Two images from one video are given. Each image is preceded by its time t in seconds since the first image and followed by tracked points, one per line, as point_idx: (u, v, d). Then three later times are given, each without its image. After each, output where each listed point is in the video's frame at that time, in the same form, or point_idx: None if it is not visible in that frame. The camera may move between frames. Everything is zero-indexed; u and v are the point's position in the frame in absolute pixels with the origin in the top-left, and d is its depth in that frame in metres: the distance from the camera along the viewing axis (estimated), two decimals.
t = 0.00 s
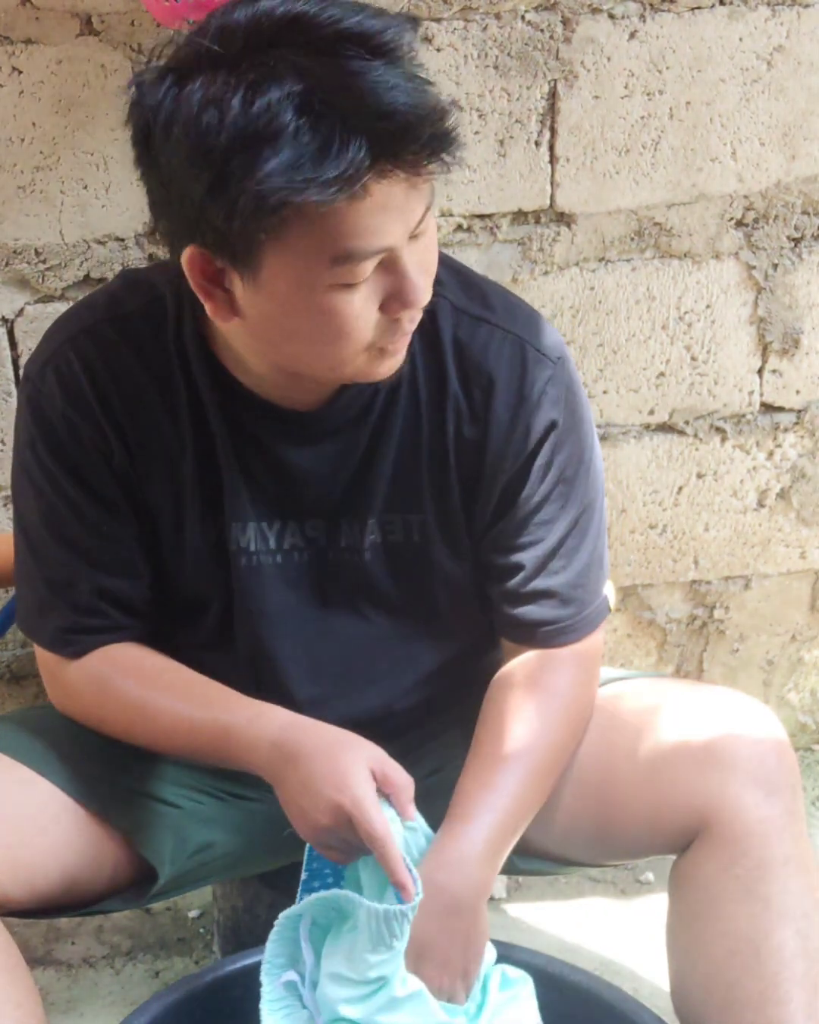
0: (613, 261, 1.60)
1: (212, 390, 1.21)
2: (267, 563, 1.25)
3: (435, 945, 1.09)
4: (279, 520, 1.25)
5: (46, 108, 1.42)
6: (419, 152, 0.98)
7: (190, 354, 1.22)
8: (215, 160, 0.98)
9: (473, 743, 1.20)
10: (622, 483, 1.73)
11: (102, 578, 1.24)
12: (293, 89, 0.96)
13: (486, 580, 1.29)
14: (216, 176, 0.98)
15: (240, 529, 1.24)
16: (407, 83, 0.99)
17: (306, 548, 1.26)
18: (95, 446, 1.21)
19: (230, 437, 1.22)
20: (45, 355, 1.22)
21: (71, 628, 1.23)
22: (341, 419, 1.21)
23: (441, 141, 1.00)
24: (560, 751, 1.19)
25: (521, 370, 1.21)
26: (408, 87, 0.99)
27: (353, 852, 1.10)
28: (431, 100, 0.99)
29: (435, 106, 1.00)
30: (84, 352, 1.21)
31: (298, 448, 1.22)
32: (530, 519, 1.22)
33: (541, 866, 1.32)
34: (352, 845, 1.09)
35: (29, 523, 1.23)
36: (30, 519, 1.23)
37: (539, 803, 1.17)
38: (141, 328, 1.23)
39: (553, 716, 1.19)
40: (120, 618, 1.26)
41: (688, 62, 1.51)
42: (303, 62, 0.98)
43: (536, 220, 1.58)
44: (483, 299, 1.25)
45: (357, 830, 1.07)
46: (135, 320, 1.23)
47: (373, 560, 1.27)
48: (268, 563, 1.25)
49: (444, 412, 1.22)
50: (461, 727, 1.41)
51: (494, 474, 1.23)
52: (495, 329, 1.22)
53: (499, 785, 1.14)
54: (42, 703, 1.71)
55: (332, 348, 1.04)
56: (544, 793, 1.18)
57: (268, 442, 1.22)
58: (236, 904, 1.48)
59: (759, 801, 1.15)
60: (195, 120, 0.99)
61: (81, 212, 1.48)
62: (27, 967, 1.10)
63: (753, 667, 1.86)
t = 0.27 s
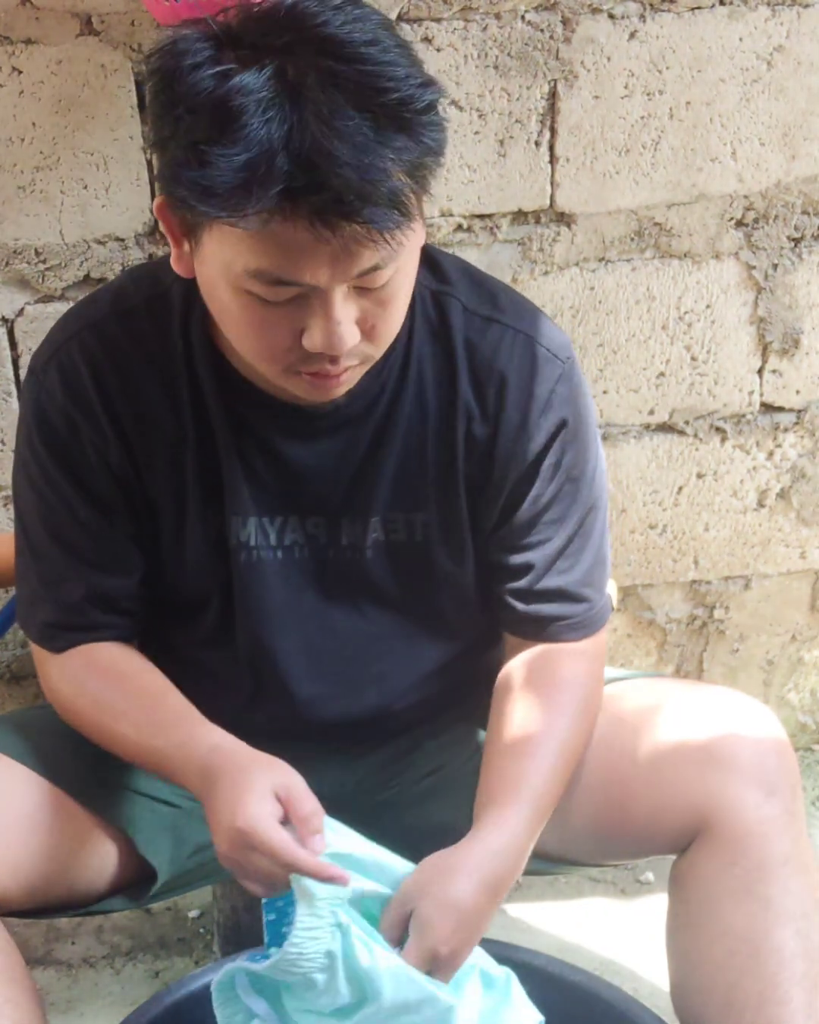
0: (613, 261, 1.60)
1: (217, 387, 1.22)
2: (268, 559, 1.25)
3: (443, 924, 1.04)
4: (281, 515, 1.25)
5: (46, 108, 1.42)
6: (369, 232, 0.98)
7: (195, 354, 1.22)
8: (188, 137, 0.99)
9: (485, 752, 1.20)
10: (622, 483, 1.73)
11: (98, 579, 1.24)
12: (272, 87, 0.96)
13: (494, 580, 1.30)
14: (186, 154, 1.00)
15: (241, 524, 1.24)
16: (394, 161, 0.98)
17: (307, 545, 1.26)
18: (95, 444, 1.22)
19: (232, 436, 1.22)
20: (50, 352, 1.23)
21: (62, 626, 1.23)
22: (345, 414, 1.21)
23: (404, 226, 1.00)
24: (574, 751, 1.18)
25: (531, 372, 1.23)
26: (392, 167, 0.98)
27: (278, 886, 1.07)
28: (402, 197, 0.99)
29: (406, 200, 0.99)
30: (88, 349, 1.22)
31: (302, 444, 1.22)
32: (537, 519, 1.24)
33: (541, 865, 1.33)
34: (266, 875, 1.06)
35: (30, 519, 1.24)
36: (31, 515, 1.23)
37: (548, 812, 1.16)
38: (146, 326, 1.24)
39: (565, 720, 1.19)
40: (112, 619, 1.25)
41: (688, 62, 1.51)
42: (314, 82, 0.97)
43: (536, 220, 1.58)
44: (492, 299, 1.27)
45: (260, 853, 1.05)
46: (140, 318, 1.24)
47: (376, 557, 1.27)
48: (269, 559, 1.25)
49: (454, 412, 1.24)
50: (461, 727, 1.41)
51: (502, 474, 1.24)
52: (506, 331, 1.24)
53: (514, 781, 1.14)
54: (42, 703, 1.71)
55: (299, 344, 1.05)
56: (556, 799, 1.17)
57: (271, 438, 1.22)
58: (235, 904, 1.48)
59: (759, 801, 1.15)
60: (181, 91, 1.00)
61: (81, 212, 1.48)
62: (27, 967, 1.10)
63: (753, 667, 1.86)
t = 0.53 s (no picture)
0: (613, 261, 1.60)
1: (220, 387, 1.22)
2: (270, 558, 1.25)
3: (434, 877, 1.06)
4: (283, 514, 1.25)
5: (46, 108, 1.42)
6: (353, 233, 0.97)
7: (198, 353, 1.22)
8: (178, 133, 0.99)
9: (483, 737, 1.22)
10: (622, 483, 1.73)
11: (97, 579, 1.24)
12: (263, 85, 0.96)
13: (499, 576, 1.30)
14: (175, 150, 1.00)
15: (242, 523, 1.24)
16: (383, 162, 0.98)
17: (309, 544, 1.26)
18: (95, 444, 1.22)
19: (234, 435, 1.22)
20: (52, 351, 1.23)
21: (59, 625, 1.24)
22: (349, 412, 1.20)
23: (392, 229, 0.99)
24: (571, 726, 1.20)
25: (536, 371, 1.24)
26: (381, 169, 0.98)
27: (205, 910, 1.06)
28: (390, 198, 0.98)
29: (395, 201, 0.99)
30: (90, 348, 1.22)
31: (305, 442, 1.22)
32: (543, 517, 1.25)
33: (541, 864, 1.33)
34: (194, 896, 1.06)
35: (31, 519, 1.24)
36: (33, 515, 1.24)
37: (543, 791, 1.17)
38: (148, 325, 1.24)
39: (564, 703, 1.21)
40: (109, 619, 1.25)
41: (688, 62, 1.51)
42: (307, 82, 0.97)
43: (536, 220, 1.58)
44: (496, 299, 1.27)
45: (199, 876, 1.05)
46: (143, 317, 1.24)
47: (378, 556, 1.27)
48: (271, 557, 1.25)
49: (459, 412, 1.24)
50: (460, 727, 1.41)
51: (508, 474, 1.25)
52: (511, 330, 1.25)
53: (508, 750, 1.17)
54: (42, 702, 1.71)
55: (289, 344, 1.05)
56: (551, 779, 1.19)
57: (273, 436, 1.22)
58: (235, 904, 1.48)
59: (759, 801, 1.14)
60: (175, 86, 1.00)
61: (81, 212, 1.48)
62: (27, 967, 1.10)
63: (753, 667, 1.86)
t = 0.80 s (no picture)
0: (612, 261, 1.60)
1: (224, 387, 1.21)
2: (272, 557, 1.25)
3: (444, 827, 1.11)
4: (286, 514, 1.25)
5: (46, 108, 1.42)
6: (347, 237, 0.97)
7: (201, 354, 1.22)
8: (173, 134, 1.00)
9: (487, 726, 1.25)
10: (622, 483, 1.73)
11: (98, 579, 1.24)
12: (259, 87, 0.97)
13: (501, 580, 1.32)
14: (170, 151, 1.00)
15: (244, 522, 1.24)
16: (378, 167, 0.98)
17: (312, 544, 1.26)
18: (96, 444, 1.22)
19: (236, 435, 1.22)
20: (54, 352, 1.23)
21: (59, 626, 1.24)
22: (353, 412, 1.20)
23: (387, 233, 0.99)
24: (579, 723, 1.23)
25: (539, 372, 1.24)
26: (376, 172, 0.98)
27: (143, 937, 1.06)
28: (385, 202, 0.98)
29: (390, 205, 0.99)
30: (92, 348, 1.22)
31: (308, 441, 1.21)
32: (547, 517, 1.26)
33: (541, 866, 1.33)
34: (135, 923, 1.05)
35: (32, 519, 1.24)
36: (34, 516, 1.24)
37: (546, 781, 1.20)
38: (151, 326, 1.24)
39: (569, 699, 1.22)
40: (109, 620, 1.26)
41: (688, 62, 1.51)
42: (303, 86, 0.97)
43: (536, 220, 1.58)
44: (498, 299, 1.28)
45: (145, 906, 1.04)
46: (146, 317, 1.24)
47: (380, 556, 1.27)
48: (273, 556, 1.25)
49: (464, 412, 1.24)
50: (460, 727, 1.41)
51: (513, 473, 1.25)
52: (514, 330, 1.25)
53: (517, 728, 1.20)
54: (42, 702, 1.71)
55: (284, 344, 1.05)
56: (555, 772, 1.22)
57: (276, 436, 1.21)
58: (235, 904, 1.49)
59: (759, 801, 1.15)
60: (169, 86, 1.00)
61: (81, 212, 1.48)
62: (26, 967, 1.10)
63: (754, 667, 1.86)
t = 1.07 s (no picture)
0: (612, 261, 1.60)
1: (224, 387, 1.21)
2: (272, 558, 1.25)
3: (479, 830, 1.11)
4: (286, 514, 1.25)
5: (46, 108, 1.42)
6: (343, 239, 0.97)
7: (202, 354, 1.22)
8: (170, 135, 1.00)
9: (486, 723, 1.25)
10: (622, 483, 1.73)
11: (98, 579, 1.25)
12: (254, 87, 0.97)
13: (504, 578, 1.31)
14: (166, 151, 1.00)
15: (245, 524, 1.24)
16: (374, 167, 0.98)
17: (312, 545, 1.26)
18: (96, 445, 1.22)
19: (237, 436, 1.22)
20: (54, 351, 1.23)
21: (60, 627, 1.24)
22: (353, 413, 1.20)
23: (384, 232, 0.99)
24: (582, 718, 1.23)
25: (540, 373, 1.24)
26: (372, 172, 0.98)
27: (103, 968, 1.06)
28: (382, 202, 0.98)
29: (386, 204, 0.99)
30: (93, 348, 1.22)
31: (309, 442, 1.21)
32: (548, 518, 1.26)
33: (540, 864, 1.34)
34: (96, 956, 1.06)
35: (32, 520, 1.24)
36: (35, 515, 1.24)
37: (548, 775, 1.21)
38: (151, 326, 1.24)
39: (568, 696, 1.22)
40: (110, 621, 1.26)
41: (688, 62, 1.51)
42: (298, 86, 0.97)
43: (536, 220, 1.58)
44: (498, 300, 1.28)
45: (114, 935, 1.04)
46: (146, 317, 1.24)
47: (380, 557, 1.27)
48: (273, 557, 1.25)
49: (464, 413, 1.24)
50: (460, 727, 1.41)
51: (514, 474, 1.25)
52: (514, 330, 1.25)
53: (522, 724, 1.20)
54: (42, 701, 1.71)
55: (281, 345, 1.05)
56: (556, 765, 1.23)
57: (276, 436, 1.21)
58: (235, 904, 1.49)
59: (759, 801, 1.15)
60: (166, 88, 1.01)
61: (81, 212, 1.48)
62: (26, 967, 1.10)
63: (753, 666, 1.86)
